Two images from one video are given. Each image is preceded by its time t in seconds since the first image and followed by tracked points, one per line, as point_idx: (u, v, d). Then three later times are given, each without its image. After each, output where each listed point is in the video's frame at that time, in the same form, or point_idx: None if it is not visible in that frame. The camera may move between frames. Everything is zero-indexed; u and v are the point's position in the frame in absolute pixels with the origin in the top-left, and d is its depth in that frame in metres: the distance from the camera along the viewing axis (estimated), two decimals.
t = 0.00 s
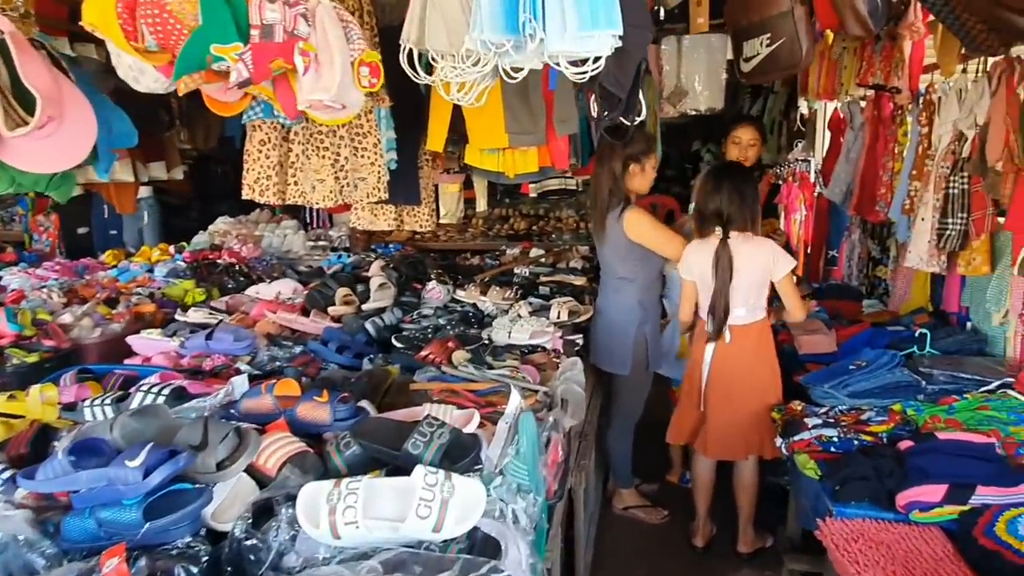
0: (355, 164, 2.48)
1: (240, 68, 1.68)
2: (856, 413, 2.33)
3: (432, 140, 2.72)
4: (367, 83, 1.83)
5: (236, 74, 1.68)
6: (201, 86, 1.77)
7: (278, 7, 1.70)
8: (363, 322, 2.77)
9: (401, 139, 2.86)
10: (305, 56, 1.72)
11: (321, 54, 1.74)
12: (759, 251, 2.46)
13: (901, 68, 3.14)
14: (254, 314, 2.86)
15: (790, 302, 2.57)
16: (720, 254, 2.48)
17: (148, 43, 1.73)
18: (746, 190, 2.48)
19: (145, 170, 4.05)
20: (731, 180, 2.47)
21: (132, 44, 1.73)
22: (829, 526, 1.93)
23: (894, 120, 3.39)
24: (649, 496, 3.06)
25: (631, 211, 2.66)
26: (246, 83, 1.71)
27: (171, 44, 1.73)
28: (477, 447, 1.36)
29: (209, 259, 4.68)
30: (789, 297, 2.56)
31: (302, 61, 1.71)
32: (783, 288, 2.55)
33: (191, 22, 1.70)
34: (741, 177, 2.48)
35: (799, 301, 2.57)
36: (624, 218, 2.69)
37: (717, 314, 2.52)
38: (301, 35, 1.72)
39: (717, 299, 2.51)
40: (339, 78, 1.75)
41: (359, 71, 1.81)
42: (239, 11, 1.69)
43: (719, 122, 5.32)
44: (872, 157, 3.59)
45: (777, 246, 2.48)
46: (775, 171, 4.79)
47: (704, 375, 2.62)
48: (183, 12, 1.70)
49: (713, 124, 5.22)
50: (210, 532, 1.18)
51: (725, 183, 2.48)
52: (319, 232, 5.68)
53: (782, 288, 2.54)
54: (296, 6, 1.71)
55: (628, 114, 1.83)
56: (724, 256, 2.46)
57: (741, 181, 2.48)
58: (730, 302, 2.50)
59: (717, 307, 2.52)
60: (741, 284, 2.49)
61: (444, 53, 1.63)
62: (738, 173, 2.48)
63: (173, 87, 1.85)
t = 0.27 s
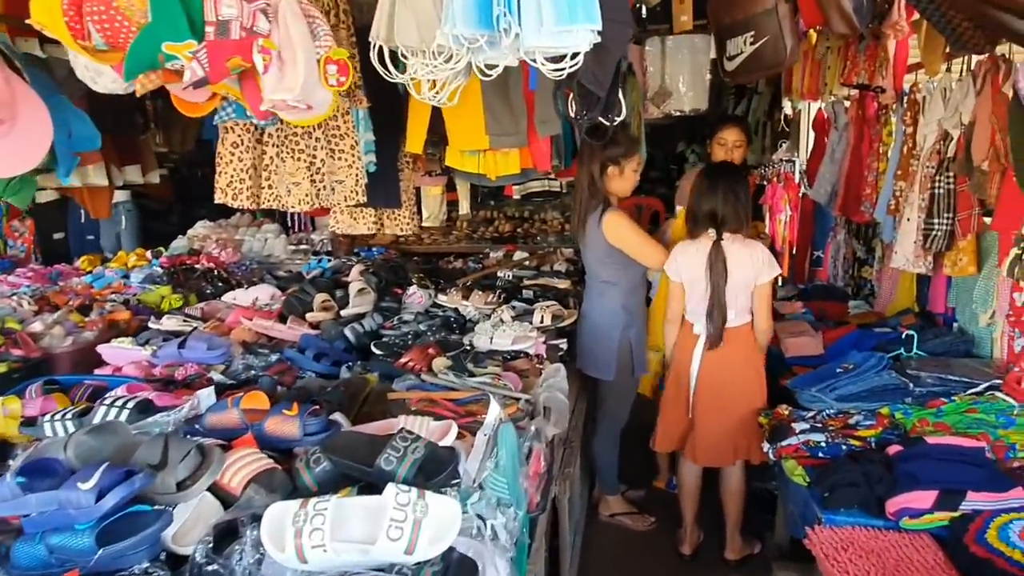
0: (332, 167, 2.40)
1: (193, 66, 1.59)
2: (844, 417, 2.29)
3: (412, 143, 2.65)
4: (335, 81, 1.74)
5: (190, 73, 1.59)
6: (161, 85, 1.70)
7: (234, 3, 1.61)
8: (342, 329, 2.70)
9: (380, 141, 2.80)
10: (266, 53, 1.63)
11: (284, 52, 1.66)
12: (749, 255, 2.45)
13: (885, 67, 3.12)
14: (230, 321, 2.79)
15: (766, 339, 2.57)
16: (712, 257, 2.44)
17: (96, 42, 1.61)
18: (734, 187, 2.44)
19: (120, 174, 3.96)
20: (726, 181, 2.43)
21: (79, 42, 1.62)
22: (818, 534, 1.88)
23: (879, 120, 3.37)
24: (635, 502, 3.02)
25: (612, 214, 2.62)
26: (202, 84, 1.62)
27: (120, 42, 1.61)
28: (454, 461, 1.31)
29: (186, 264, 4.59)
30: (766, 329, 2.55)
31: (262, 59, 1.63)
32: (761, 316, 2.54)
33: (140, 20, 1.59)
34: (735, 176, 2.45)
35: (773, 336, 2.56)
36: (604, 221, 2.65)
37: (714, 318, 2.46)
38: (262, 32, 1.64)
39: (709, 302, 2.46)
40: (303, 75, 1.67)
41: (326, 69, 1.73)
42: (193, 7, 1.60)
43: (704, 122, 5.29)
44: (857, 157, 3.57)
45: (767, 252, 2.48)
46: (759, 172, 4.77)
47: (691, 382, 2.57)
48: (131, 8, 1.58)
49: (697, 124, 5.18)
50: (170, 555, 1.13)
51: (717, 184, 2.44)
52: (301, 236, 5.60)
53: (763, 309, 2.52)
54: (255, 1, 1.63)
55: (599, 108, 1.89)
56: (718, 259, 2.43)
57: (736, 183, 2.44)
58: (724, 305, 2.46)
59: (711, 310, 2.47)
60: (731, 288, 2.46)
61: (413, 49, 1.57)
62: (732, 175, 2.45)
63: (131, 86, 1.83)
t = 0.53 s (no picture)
0: (312, 167, 2.35)
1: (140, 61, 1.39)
2: (838, 423, 2.23)
3: (394, 143, 2.57)
4: (297, 76, 1.57)
5: (135, 69, 1.39)
6: (112, 81, 1.55)
7: None
8: (323, 333, 2.63)
9: (363, 142, 2.73)
10: (218, 47, 1.43)
11: (240, 45, 1.48)
12: (742, 257, 2.38)
13: (879, 64, 3.06)
14: (208, 325, 2.72)
15: (762, 353, 2.47)
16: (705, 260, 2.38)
17: (34, 35, 1.52)
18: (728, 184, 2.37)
19: (101, 174, 3.88)
20: (722, 179, 2.37)
21: (16, 36, 1.52)
22: (811, 545, 1.83)
23: (873, 118, 3.31)
24: (625, 509, 2.95)
25: (594, 214, 2.54)
26: (147, 80, 1.41)
27: (60, 37, 1.52)
28: (427, 477, 1.24)
29: (171, 266, 4.51)
30: (760, 335, 2.46)
31: (215, 53, 1.42)
32: (755, 323, 2.45)
33: (79, 12, 1.50)
34: (730, 175, 2.38)
35: (769, 346, 2.46)
36: (588, 220, 2.56)
37: (704, 322, 2.41)
38: (217, 25, 1.45)
39: (701, 305, 2.40)
40: (260, 71, 1.50)
41: (287, 64, 1.56)
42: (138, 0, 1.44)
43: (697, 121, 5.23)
44: (851, 156, 3.51)
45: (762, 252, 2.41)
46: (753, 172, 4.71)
47: (684, 386, 2.51)
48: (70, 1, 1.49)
49: (689, 123, 5.11)
50: None
51: (713, 183, 2.38)
52: (290, 237, 5.52)
53: (755, 315, 2.44)
54: None
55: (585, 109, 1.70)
56: (711, 262, 2.36)
57: (732, 183, 2.37)
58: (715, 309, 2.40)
59: (701, 315, 2.41)
60: (725, 291, 2.40)
61: (378, 40, 1.50)
62: (729, 174, 2.37)
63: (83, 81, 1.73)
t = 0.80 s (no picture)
0: (288, 169, 2.32)
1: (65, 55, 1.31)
2: (828, 433, 2.16)
3: (372, 143, 2.49)
4: (244, 73, 1.40)
5: (60, 65, 1.32)
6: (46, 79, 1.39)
7: None
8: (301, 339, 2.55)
9: (341, 143, 2.66)
10: (152, 41, 1.30)
11: (177, 38, 1.32)
12: (731, 261, 2.31)
13: (871, 64, 3.00)
14: (182, 331, 2.64)
15: (751, 359, 2.44)
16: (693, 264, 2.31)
17: None
18: (714, 188, 2.32)
19: (80, 176, 3.80)
20: (710, 184, 2.32)
21: None
22: (799, 563, 1.76)
23: (865, 120, 3.24)
24: (612, 519, 2.88)
25: (578, 217, 2.49)
26: (77, 77, 1.34)
27: None
28: (386, 498, 1.15)
29: (153, 269, 4.43)
30: (750, 340, 2.41)
31: (149, 48, 1.30)
32: (746, 329, 2.40)
33: None
34: (717, 176, 2.32)
35: (759, 352, 2.42)
36: (572, 224, 2.51)
37: (690, 326, 2.34)
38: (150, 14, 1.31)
39: (688, 310, 2.33)
40: (200, 65, 1.33)
41: (232, 59, 1.38)
42: None
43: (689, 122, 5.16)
44: (843, 158, 3.44)
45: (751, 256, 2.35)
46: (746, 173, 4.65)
47: (672, 393, 2.43)
48: None
49: (681, 124, 5.04)
50: None
51: (699, 186, 2.32)
52: (277, 239, 5.44)
53: (745, 320, 2.38)
54: None
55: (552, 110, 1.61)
56: (699, 267, 2.30)
57: (722, 188, 2.33)
58: (704, 314, 2.33)
59: (688, 321, 2.34)
60: (713, 296, 2.33)
61: (330, 33, 1.45)
62: (719, 177, 2.32)
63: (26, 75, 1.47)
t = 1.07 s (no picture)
0: (264, 167, 2.27)
1: None
2: (817, 439, 2.11)
3: (352, 140, 2.43)
4: (190, 64, 1.34)
5: None
6: None
7: None
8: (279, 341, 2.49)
9: (321, 142, 2.60)
10: (84, 29, 1.25)
11: (112, 27, 1.28)
12: (719, 262, 2.26)
13: (863, 62, 2.95)
14: (158, 333, 2.58)
15: (738, 361, 2.39)
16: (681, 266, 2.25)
17: None
18: (702, 187, 2.25)
19: (60, 174, 3.73)
20: (699, 185, 2.25)
21: None
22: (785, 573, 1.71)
23: (857, 118, 3.19)
24: (599, 525, 2.83)
25: (566, 216, 2.44)
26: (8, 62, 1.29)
27: None
28: (346, 513, 1.09)
29: (137, 269, 4.35)
30: (738, 342, 2.37)
31: (81, 35, 1.25)
32: (733, 330, 2.35)
33: None
34: (705, 175, 2.26)
35: (745, 353, 2.38)
36: (561, 223, 2.46)
37: (678, 328, 2.28)
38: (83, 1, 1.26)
39: (676, 313, 2.27)
40: (137, 55, 1.28)
41: (176, 49, 1.33)
42: None
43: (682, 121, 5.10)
44: (836, 157, 3.39)
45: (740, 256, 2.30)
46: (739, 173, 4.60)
47: (660, 397, 2.38)
48: None
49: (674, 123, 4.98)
50: None
51: (688, 185, 2.26)
52: (265, 238, 5.37)
53: (733, 321, 2.34)
54: None
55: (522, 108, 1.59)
56: (687, 270, 2.23)
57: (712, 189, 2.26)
58: (693, 316, 2.27)
59: (676, 323, 2.28)
60: (702, 297, 2.27)
61: (283, 23, 1.39)
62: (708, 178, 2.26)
63: None
